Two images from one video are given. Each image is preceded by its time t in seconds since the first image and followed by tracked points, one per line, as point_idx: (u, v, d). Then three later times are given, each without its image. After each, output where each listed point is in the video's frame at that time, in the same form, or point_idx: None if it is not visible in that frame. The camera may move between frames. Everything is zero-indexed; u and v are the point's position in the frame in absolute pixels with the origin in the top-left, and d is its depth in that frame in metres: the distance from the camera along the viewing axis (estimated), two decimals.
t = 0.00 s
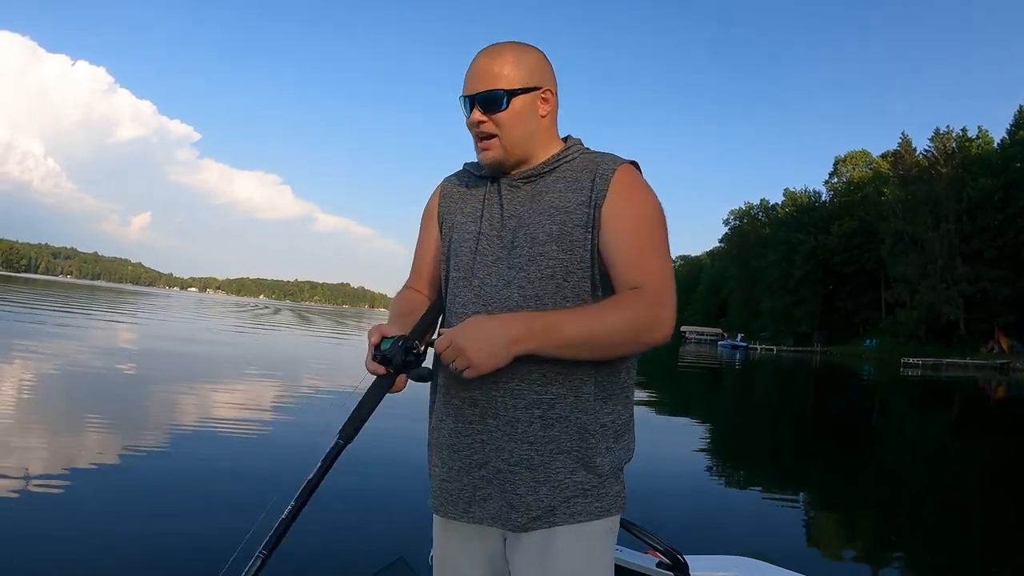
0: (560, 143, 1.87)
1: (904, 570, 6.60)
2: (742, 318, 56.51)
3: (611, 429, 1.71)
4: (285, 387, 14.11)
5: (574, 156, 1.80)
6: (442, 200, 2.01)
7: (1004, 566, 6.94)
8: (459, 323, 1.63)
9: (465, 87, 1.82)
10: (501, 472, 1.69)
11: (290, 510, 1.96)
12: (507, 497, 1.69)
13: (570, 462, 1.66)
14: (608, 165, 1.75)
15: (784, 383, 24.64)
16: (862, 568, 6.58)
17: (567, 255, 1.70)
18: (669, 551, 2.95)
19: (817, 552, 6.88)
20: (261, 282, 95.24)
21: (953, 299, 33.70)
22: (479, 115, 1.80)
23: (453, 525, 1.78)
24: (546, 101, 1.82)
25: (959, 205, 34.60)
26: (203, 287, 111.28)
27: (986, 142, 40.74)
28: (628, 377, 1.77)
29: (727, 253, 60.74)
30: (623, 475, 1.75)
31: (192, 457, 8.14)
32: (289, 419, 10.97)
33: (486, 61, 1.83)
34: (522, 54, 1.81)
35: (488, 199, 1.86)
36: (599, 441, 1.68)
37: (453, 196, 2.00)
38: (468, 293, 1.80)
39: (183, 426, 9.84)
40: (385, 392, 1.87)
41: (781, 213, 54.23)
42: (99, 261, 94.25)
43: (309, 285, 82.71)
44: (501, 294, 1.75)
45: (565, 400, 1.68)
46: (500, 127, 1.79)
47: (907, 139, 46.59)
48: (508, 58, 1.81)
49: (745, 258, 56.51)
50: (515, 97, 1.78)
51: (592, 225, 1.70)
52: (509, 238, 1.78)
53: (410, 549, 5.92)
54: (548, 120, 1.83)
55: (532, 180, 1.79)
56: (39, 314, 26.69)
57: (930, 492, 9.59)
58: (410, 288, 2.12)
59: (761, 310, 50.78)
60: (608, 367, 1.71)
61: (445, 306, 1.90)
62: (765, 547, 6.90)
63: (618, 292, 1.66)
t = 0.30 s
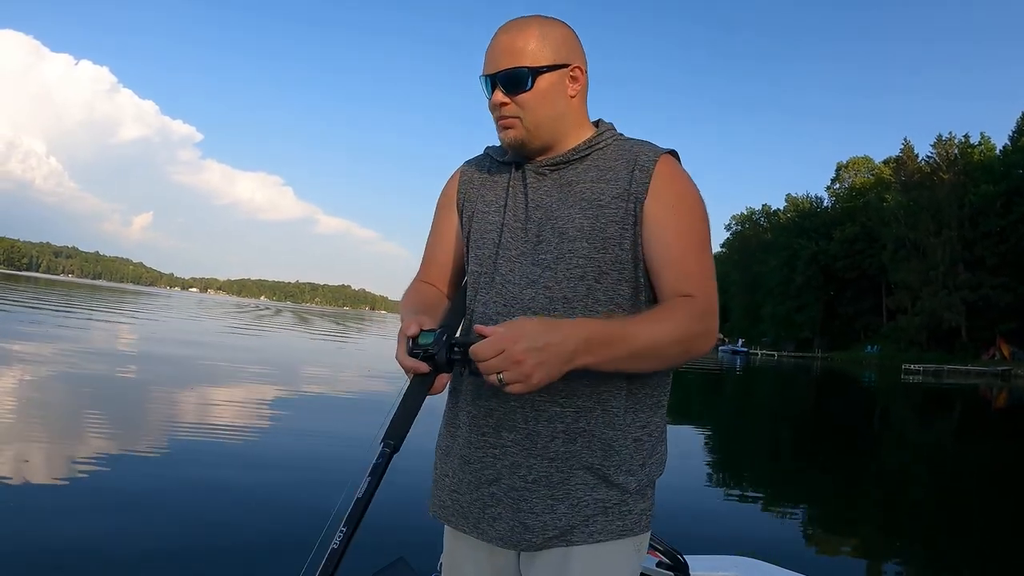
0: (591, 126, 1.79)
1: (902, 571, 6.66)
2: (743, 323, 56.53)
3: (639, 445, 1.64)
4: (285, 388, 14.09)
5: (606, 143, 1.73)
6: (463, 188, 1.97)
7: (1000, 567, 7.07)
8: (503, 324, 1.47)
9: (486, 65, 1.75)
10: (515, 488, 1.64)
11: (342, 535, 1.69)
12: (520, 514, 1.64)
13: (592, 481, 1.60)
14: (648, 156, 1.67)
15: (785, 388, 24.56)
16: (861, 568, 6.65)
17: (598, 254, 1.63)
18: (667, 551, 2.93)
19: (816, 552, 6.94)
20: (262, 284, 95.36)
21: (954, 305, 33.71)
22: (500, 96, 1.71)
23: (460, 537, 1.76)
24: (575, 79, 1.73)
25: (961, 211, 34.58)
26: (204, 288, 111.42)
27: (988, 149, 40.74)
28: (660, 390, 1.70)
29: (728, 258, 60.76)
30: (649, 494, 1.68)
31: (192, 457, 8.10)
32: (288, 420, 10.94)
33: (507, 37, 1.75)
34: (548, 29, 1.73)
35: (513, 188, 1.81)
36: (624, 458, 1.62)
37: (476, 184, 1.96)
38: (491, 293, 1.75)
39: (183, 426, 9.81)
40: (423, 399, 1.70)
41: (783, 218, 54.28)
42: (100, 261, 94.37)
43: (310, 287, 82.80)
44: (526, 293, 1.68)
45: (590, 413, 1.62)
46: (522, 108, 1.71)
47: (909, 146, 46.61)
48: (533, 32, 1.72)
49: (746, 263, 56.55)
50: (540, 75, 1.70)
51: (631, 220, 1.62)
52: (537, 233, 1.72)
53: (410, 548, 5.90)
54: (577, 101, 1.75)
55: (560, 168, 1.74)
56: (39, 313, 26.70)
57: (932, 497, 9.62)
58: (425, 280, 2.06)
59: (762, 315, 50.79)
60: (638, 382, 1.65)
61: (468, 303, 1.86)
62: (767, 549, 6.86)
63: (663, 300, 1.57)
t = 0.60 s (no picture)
0: (606, 117, 1.77)
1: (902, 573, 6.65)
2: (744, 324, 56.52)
3: (651, 456, 1.60)
4: (286, 390, 14.08)
5: (619, 132, 1.70)
6: (474, 182, 1.98)
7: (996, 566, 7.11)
8: (483, 365, 1.48)
9: (497, 50, 1.74)
10: (520, 498, 1.63)
11: (285, 538, 1.69)
12: (524, 526, 1.62)
13: (600, 496, 1.57)
14: (662, 145, 1.62)
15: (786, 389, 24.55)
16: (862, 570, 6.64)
17: (606, 254, 1.60)
18: (668, 553, 2.86)
19: (817, 554, 6.92)
20: (263, 286, 95.48)
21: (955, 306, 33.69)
22: (511, 82, 1.70)
23: (462, 547, 1.76)
24: (591, 64, 1.71)
25: (962, 212, 34.59)
26: (205, 289, 111.54)
27: (989, 150, 40.67)
28: (676, 398, 1.64)
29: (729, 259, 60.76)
30: (661, 508, 1.64)
31: (194, 459, 8.12)
32: (290, 421, 10.94)
33: (521, 19, 1.73)
34: (564, 12, 1.72)
35: (522, 182, 1.81)
36: (636, 470, 1.58)
37: (485, 180, 1.97)
38: (498, 296, 1.74)
39: (184, 427, 9.82)
40: (408, 401, 1.71)
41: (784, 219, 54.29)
42: (102, 263, 94.52)
43: (311, 289, 82.97)
44: (533, 292, 1.67)
45: (602, 422, 1.58)
46: (535, 96, 1.69)
47: (910, 146, 46.57)
48: (547, 16, 1.71)
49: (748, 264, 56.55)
50: (554, 59, 1.68)
51: (644, 214, 1.58)
52: (544, 232, 1.71)
53: (409, 549, 5.88)
54: (592, 88, 1.73)
55: (570, 161, 1.72)
56: (41, 315, 26.75)
57: (931, 497, 9.63)
58: (436, 279, 2.10)
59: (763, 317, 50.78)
60: (654, 392, 1.59)
61: (474, 304, 1.85)
62: (768, 550, 6.83)
63: (677, 304, 1.53)
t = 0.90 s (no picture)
0: (599, 110, 1.76)
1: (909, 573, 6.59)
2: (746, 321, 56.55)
3: (645, 459, 1.58)
4: (287, 390, 14.12)
5: (611, 129, 1.69)
6: (469, 183, 1.98)
7: (1003, 564, 7.06)
8: (469, 332, 1.45)
9: (485, 49, 1.73)
10: (511, 502, 1.63)
11: (292, 559, 1.69)
12: (514, 531, 1.62)
13: (591, 499, 1.55)
14: (654, 138, 1.61)
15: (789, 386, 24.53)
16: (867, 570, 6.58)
17: (597, 252, 1.58)
18: (669, 553, 2.83)
19: (822, 554, 6.87)
20: (264, 286, 95.61)
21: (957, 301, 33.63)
22: (501, 81, 1.69)
23: (460, 551, 1.77)
24: (581, 60, 1.71)
25: (964, 207, 34.54)
26: (206, 289, 111.66)
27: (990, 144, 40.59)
28: (670, 401, 1.62)
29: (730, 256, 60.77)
30: (655, 513, 1.62)
31: (196, 460, 8.14)
32: (291, 421, 10.96)
33: (508, 17, 1.72)
34: (552, 7, 1.71)
35: (515, 182, 1.81)
36: (630, 474, 1.56)
37: (481, 181, 1.97)
38: (491, 296, 1.74)
39: (186, 427, 9.85)
40: (404, 409, 1.70)
41: (785, 215, 54.25)
42: (103, 264, 94.70)
43: (312, 289, 83.10)
44: (525, 292, 1.66)
45: (592, 426, 1.56)
46: (526, 94, 1.69)
47: (911, 141, 46.48)
48: (535, 12, 1.70)
49: (749, 260, 56.56)
50: (545, 57, 1.67)
51: (634, 212, 1.56)
52: (536, 231, 1.70)
53: (411, 548, 5.89)
54: (583, 82, 1.73)
55: (562, 158, 1.72)
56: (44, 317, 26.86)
57: (934, 493, 9.60)
58: (440, 280, 2.12)
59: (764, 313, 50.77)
60: (645, 391, 1.57)
61: (467, 306, 1.85)
62: (770, 549, 6.82)
63: (671, 296, 1.50)
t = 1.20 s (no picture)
0: (590, 111, 1.76)
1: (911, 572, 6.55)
2: (748, 319, 56.52)
3: (638, 457, 1.57)
4: (290, 390, 14.16)
5: (601, 130, 1.68)
6: (466, 188, 1.99)
7: (1007, 563, 7.01)
8: (457, 356, 1.45)
9: (476, 56, 1.73)
10: (506, 500, 1.63)
11: (288, 552, 1.70)
12: (509, 529, 1.63)
13: (584, 497, 1.55)
14: (642, 136, 1.61)
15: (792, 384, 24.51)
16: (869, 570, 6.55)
17: (585, 252, 1.58)
18: (669, 553, 2.80)
19: (824, 554, 6.83)
20: (267, 285, 95.67)
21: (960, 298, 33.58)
22: (492, 87, 1.69)
23: (460, 550, 1.77)
24: (571, 63, 1.70)
25: (966, 204, 34.44)
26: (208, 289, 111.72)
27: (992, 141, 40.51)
28: (663, 396, 1.61)
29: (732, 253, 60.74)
30: (650, 511, 1.61)
31: (197, 460, 8.17)
32: (293, 420, 10.99)
33: (496, 24, 1.72)
34: (540, 12, 1.70)
35: (509, 184, 1.81)
36: (623, 472, 1.55)
37: (477, 186, 1.98)
38: (487, 298, 1.74)
39: (188, 427, 9.88)
40: (402, 411, 1.70)
41: (787, 212, 54.19)
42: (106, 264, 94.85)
43: (314, 288, 83.16)
44: (518, 293, 1.66)
45: (583, 424, 1.55)
46: (517, 99, 1.69)
47: (912, 138, 46.38)
48: (523, 17, 1.69)
49: (751, 258, 56.54)
50: (533, 62, 1.67)
51: (621, 211, 1.55)
52: (529, 231, 1.70)
53: (410, 548, 5.90)
54: (573, 86, 1.72)
55: (555, 161, 1.71)
56: (47, 317, 26.95)
57: (935, 492, 9.55)
58: (440, 283, 2.12)
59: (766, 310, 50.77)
60: (637, 390, 1.56)
61: (466, 307, 1.85)
62: (770, 549, 6.82)
63: (657, 298, 1.49)
